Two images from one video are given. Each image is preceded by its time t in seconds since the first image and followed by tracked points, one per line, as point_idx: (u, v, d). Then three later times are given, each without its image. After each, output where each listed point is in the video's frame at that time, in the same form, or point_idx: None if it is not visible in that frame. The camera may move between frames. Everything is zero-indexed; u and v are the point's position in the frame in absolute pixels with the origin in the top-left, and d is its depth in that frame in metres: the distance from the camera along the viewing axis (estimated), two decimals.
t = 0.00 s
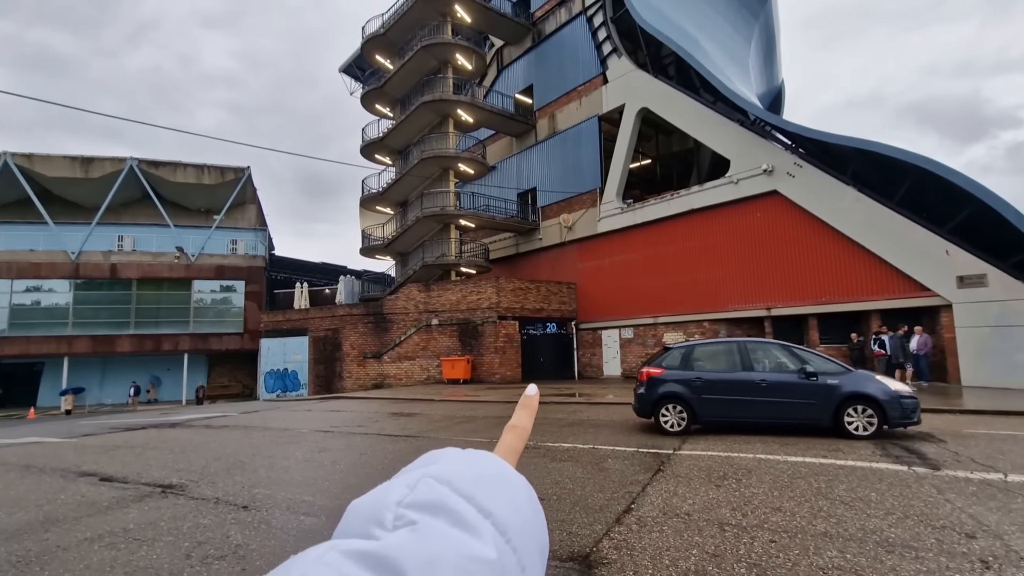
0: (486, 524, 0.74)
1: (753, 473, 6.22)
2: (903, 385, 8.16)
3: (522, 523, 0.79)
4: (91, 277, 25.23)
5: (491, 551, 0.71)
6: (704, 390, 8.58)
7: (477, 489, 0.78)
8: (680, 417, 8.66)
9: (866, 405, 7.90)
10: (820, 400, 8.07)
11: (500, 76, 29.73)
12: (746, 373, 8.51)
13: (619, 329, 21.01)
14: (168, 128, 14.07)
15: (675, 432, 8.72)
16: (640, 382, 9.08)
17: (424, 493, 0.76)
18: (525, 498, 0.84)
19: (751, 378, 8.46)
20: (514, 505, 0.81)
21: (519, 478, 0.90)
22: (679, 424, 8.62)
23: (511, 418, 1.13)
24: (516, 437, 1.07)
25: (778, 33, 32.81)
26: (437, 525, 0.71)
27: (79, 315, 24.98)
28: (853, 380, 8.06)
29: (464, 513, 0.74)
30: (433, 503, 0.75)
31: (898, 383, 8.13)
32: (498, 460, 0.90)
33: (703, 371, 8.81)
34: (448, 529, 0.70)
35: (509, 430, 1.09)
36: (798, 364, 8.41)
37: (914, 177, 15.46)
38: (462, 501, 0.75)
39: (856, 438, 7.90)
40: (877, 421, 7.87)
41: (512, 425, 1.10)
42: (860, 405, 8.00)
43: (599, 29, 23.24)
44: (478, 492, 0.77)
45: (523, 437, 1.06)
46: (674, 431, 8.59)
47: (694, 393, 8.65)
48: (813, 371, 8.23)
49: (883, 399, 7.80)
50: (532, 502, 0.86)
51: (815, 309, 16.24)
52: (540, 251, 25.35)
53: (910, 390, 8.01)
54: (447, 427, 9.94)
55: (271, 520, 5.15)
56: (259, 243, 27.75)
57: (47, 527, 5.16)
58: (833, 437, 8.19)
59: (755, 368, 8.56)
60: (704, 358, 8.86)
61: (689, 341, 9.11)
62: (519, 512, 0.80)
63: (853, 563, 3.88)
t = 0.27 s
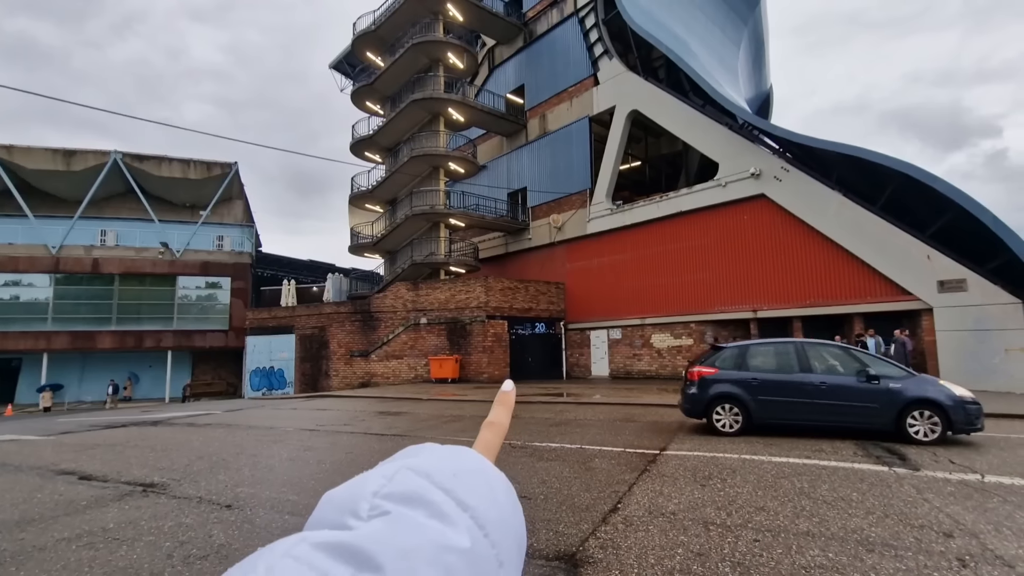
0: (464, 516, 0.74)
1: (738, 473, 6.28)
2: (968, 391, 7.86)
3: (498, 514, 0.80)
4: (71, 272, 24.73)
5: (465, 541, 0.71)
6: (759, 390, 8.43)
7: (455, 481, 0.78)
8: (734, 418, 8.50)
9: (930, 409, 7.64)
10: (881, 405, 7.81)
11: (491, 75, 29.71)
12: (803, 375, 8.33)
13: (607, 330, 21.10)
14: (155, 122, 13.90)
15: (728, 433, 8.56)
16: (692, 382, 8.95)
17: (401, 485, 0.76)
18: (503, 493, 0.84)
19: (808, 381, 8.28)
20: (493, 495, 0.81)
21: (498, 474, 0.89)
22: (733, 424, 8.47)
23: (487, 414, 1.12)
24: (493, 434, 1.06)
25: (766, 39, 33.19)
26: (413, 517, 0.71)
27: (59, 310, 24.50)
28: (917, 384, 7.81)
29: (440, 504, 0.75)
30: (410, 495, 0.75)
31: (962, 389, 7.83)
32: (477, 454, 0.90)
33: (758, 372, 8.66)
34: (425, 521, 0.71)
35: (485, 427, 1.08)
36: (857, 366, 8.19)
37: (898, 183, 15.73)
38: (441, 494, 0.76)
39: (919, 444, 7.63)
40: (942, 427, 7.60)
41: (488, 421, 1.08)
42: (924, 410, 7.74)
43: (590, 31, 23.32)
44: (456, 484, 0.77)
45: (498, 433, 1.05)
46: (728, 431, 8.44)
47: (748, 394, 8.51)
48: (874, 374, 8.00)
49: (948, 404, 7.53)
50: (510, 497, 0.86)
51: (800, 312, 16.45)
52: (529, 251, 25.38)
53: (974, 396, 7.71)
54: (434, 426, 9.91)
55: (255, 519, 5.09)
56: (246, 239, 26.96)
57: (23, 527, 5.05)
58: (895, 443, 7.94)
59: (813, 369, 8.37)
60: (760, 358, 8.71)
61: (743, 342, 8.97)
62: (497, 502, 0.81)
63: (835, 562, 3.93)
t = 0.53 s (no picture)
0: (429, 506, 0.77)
1: (732, 475, 6.31)
2: None
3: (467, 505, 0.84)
4: (64, 269, 24.57)
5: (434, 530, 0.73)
6: (829, 394, 8.13)
7: (423, 475, 0.81)
8: (802, 422, 8.23)
9: (1009, 416, 7.38)
10: (957, 411, 7.54)
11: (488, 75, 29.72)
12: (875, 378, 8.02)
13: (602, 331, 21.15)
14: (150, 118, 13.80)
15: (795, 438, 8.28)
16: (756, 384, 8.66)
17: (368, 478, 0.78)
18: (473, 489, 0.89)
19: (879, 384, 7.98)
20: (460, 486, 0.85)
21: (469, 467, 0.94)
22: (801, 429, 8.20)
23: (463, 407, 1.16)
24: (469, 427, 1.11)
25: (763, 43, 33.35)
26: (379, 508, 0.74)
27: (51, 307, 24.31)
28: (995, 390, 7.54)
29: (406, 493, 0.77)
30: (376, 488, 0.77)
31: None
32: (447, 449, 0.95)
33: (826, 375, 8.36)
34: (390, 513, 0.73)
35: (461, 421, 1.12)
36: (932, 370, 7.90)
37: (892, 187, 15.82)
38: (408, 485, 0.79)
39: (998, 451, 7.37)
40: (1022, 434, 7.33)
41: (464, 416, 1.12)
42: (1002, 416, 7.47)
43: (588, 33, 23.38)
44: (426, 477, 0.81)
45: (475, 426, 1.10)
46: (795, 436, 8.16)
47: (815, 397, 8.22)
48: (951, 378, 7.71)
49: None
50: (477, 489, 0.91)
51: (794, 314, 16.52)
52: (525, 252, 25.40)
53: None
54: (428, 426, 9.88)
55: (245, 519, 5.08)
56: (242, 238, 26.86)
57: (12, 525, 5.01)
58: (970, 449, 7.67)
59: (886, 373, 8.05)
60: (828, 360, 8.41)
61: (810, 342, 8.65)
62: (465, 494, 0.85)
63: (826, 564, 3.95)
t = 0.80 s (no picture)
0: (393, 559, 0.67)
1: (726, 474, 6.33)
2: None
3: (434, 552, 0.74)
4: (57, 266, 24.38)
5: None
6: (904, 397, 7.85)
7: (389, 518, 0.71)
8: (876, 425, 7.99)
9: None
10: None
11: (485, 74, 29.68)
12: (953, 380, 7.74)
13: (597, 330, 21.19)
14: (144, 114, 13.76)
15: (868, 442, 8.03)
16: (824, 385, 8.43)
17: (324, 523, 0.67)
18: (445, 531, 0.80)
19: (957, 387, 7.70)
20: (426, 529, 0.76)
21: (443, 506, 0.85)
22: (874, 433, 7.96)
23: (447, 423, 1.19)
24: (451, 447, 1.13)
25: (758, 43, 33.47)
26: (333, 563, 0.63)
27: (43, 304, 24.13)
28: None
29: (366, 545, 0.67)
30: (331, 536, 0.66)
31: None
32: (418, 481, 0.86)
33: (899, 377, 8.09)
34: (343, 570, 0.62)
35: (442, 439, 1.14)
36: (1011, 371, 7.63)
37: (886, 188, 15.92)
38: (371, 533, 0.68)
39: None
40: None
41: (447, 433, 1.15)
42: None
43: (585, 32, 23.39)
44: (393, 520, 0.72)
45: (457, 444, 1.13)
46: (869, 440, 7.92)
47: (890, 400, 7.94)
48: None
49: None
50: (447, 530, 0.82)
51: (788, 314, 16.59)
52: (521, 251, 25.41)
53: None
54: (423, 425, 9.88)
55: (238, 518, 5.06)
56: (236, 235, 27.23)
57: (3, 524, 4.97)
58: None
59: (964, 375, 7.77)
60: (901, 362, 8.14)
61: (882, 342, 8.38)
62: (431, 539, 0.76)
63: (819, 562, 3.98)
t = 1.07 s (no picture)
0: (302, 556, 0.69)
1: (722, 472, 6.34)
2: None
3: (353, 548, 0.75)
4: (53, 261, 24.31)
5: None
6: (988, 399, 7.58)
7: (311, 515, 0.73)
8: (957, 428, 7.74)
9: None
10: None
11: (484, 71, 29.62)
12: None
13: (595, 328, 21.20)
14: (142, 108, 13.68)
15: (950, 445, 7.81)
16: (900, 387, 8.17)
17: (239, 520, 0.68)
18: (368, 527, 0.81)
19: None
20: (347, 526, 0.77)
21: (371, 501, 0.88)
22: (956, 436, 7.73)
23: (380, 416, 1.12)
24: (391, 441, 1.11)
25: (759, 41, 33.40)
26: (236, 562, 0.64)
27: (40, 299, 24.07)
28: None
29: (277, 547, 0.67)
30: (246, 533, 0.67)
31: None
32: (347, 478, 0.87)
33: (981, 378, 7.81)
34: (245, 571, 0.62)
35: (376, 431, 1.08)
36: None
37: (885, 188, 15.92)
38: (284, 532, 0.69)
39: None
40: None
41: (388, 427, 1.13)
42: None
43: (585, 29, 23.34)
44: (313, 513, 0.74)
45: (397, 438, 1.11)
46: (953, 443, 7.69)
47: (972, 402, 7.68)
48: None
49: None
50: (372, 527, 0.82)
51: (786, 312, 16.60)
52: (520, 249, 25.38)
53: None
54: (420, 421, 9.87)
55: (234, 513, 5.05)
56: (233, 231, 27.37)
57: None
58: None
59: None
60: (982, 363, 7.86)
61: (963, 342, 8.07)
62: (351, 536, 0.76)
63: (815, 560, 3.98)
